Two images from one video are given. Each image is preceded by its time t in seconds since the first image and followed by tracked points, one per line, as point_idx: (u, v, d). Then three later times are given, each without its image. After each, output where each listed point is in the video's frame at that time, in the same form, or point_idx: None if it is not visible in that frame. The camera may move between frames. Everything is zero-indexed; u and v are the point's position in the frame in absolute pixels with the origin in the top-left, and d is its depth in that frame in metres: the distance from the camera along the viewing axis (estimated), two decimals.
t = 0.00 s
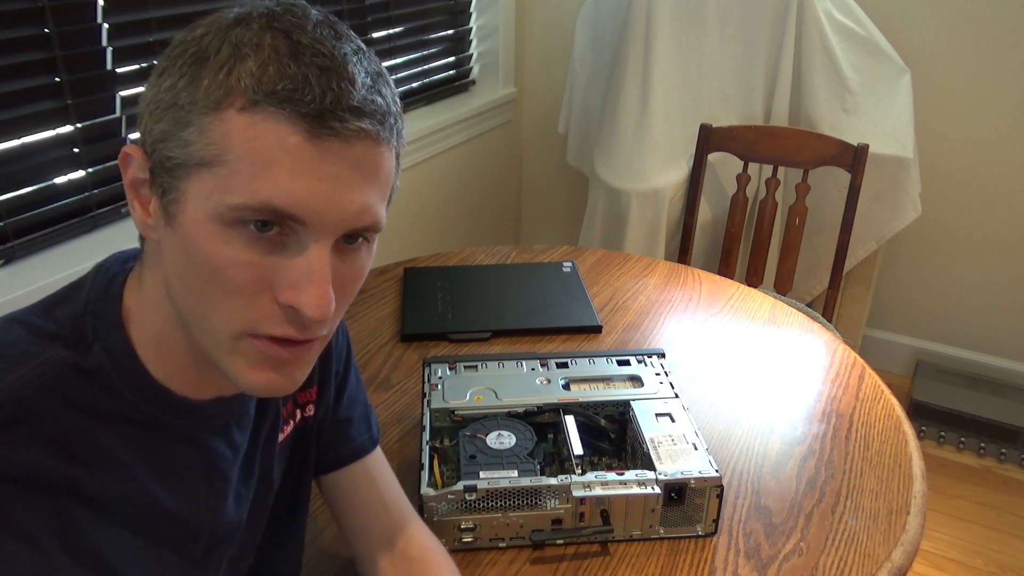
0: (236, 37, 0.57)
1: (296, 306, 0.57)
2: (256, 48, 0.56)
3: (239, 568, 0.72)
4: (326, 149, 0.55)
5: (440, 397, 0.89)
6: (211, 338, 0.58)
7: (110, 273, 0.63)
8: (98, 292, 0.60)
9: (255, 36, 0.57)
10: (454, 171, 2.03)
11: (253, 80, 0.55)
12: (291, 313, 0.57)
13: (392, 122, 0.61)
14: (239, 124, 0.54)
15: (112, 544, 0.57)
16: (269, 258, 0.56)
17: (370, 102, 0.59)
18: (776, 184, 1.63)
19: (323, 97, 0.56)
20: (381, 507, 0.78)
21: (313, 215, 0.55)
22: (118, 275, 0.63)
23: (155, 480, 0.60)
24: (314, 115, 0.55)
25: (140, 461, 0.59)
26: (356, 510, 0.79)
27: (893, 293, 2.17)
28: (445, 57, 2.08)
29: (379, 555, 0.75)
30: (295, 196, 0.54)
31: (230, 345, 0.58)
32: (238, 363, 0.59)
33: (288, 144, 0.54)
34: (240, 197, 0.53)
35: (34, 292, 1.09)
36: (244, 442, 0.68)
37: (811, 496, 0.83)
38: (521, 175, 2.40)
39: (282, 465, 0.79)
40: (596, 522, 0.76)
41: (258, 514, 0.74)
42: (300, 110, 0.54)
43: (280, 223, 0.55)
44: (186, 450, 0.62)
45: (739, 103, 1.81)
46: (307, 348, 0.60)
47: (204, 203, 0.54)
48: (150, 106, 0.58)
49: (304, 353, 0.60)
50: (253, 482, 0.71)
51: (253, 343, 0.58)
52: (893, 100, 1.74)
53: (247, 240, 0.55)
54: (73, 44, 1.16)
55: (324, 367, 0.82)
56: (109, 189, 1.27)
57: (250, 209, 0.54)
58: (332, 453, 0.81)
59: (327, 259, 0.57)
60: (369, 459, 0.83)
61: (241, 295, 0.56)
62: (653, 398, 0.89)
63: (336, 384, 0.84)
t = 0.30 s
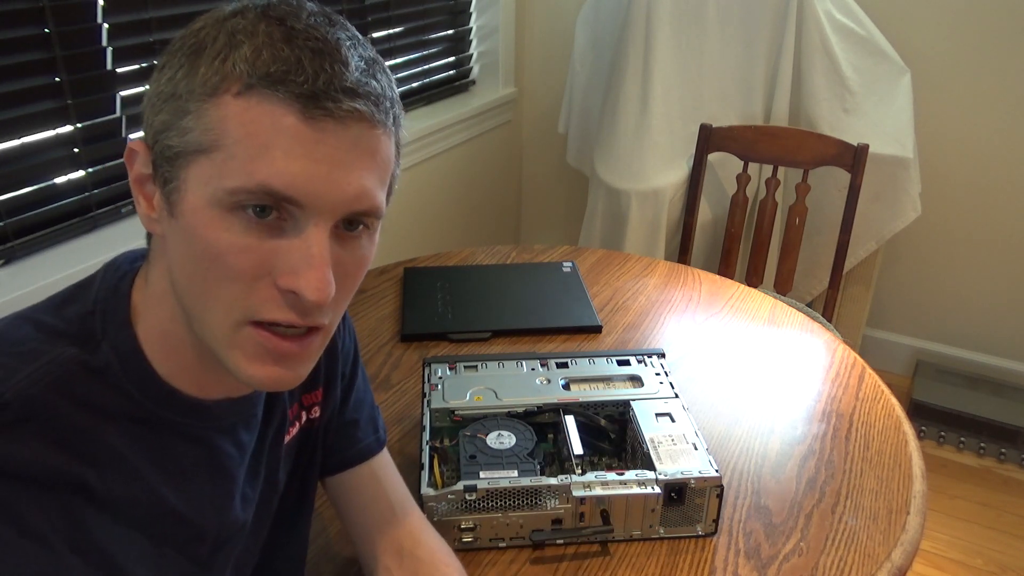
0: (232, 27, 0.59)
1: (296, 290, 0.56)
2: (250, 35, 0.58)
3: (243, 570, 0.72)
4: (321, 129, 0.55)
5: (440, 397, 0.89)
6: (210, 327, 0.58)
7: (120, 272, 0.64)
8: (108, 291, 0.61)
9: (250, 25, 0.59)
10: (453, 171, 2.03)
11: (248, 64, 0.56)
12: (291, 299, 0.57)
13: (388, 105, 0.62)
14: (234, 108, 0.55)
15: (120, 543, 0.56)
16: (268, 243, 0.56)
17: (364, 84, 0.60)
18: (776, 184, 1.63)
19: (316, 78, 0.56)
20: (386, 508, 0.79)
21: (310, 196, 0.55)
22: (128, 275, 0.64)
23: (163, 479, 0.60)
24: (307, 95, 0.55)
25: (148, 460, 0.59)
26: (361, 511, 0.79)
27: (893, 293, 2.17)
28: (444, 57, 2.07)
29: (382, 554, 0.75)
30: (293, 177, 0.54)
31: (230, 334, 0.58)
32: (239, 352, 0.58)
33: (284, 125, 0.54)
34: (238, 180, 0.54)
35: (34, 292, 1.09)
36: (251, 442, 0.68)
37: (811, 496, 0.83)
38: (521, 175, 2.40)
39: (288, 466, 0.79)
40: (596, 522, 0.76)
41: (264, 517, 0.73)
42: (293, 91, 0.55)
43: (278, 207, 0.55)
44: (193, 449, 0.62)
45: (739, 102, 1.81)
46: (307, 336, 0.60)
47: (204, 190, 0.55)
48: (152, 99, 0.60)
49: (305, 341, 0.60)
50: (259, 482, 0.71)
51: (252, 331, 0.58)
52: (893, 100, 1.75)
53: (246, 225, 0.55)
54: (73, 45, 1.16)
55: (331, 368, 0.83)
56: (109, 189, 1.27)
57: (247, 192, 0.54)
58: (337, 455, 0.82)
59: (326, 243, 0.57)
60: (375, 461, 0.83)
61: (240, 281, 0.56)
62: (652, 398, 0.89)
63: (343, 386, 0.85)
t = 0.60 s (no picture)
0: (224, 19, 0.60)
1: (274, 275, 0.56)
2: (239, 25, 0.59)
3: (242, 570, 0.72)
4: (302, 111, 0.55)
5: (440, 397, 0.89)
6: (194, 312, 0.58)
7: (119, 271, 0.64)
8: (107, 289, 0.61)
9: (240, 17, 0.60)
10: (453, 171, 2.03)
11: (234, 50, 0.57)
12: (269, 284, 0.57)
13: (376, 92, 0.61)
14: (218, 92, 0.56)
15: (115, 541, 0.57)
16: (249, 226, 0.56)
17: (348, 70, 0.60)
18: (776, 184, 1.63)
19: (297, 62, 0.57)
20: (386, 507, 0.79)
21: (289, 178, 0.55)
22: (127, 273, 0.64)
23: (160, 477, 0.60)
24: (286, 78, 0.56)
25: (146, 458, 0.59)
26: (361, 511, 0.79)
27: (893, 293, 2.17)
28: (445, 57, 2.08)
29: (381, 554, 0.75)
30: (272, 159, 0.54)
31: (211, 319, 0.58)
32: (219, 338, 0.58)
33: (264, 108, 0.55)
34: (220, 161, 0.55)
35: (34, 291, 1.09)
36: (250, 441, 0.68)
37: (811, 496, 0.83)
38: (521, 175, 2.40)
39: (288, 464, 0.79)
40: (596, 522, 0.76)
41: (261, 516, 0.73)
42: (274, 73, 0.56)
43: (259, 189, 0.56)
44: (191, 448, 0.62)
45: (739, 102, 1.81)
46: (291, 323, 0.60)
47: (189, 174, 0.56)
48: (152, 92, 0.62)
49: (288, 329, 0.60)
50: (257, 481, 0.71)
51: (234, 317, 0.58)
52: (893, 99, 1.75)
53: (229, 208, 0.56)
54: (73, 45, 1.16)
55: (332, 368, 0.83)
56: (109, 189, 1.27)
57: (228, 173, 0.55)
58: (337, 454, 0.82)
59: (307, 229, 0.57)
60: (374, 461, 0.83)
61: (221, 265, 0.56)
62: (653, 398, 0.89)
63: (343, 385, 0.85)
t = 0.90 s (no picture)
0: (223, 13, 0.61)
1: (272, 263, 0.56)
2: (238, 18, 0.60)
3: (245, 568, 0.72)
4: (298, 99, 0.56)
5: (440, 397, 0.89)
6: (194, 304, 0.58)
7: (122, 269, 0.64)
8: (109, 287, 0.61)
9: (239, 11, 0.61)
10: (454, 171, 2.03)
11: (231, 42, 0.58)
12: (268, 273, 0.56)
13: (373, 82, 0.61)
14: (216, 83, 0.56)
15: (120, 536, 0.57)
16: (247, 215, 0.56)
17: (344, 59, 0.60)
18: (776, 184, 1.63)
19: (293, 52, 0.58)
20: (388, 506, 0.79)
21: (286, 165, 0.55)
22: (131, 271, 0.64)
23: (164, 473, 0.60)
24: (282, 67, 0.56)
25: (150, 453, 0.59)
26: (362, 510, 0.79)
27: (893, 293, 2.17)
28: (445, 57, 2.08)
29: (383, 553, 0.75)
30: (268, 146, 0.55)
31: (211, 311, 0.57)
32: (219, 330, 0.58)
33: (261, 96, 0.55)
34: (218, 150, 0.55)
35: (35, 291, 1.09)
36: (253, 439, 0.68)
37: (811, 496, 0.83)
38: (521, 176, 2.40)
39: (291, 462, 0.79)
40: (596, 522, 0.76)
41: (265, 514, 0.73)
42: (270, 62, 0.56)
43: (257, 177, 0.56)
44: (195, 444, 0.62)
45: (739, 102, 1.81)
46: (290, 314, 0.59)
47: (189, 165, 0.56)
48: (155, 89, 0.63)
49: (287, 320, 0.59)
50: (260, 478, 0.71)
51: (235, 308, 0.57)
52: (893, 99, 1.75)
53: (227, 197, 0.56)
54: (73, 45, 1.16)
55: (335, 367, 0.83)
56: (109, 189, 1.27)
57: (226, 161, 0.55)
58: (340, 453, 0.82)
59: (305, 217, 0.57)
60: (376, 460, 0.83)
61: (220, 255, 0.56)
62: (653, 398, 0.89)
63: (345, 385, 0.85)
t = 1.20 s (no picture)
0: (248, 13, 0.61)
1: (294, 258, 0.56)
2: (263, 18, 0.60)
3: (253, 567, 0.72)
4: (322, 95, 0.56)
5: (440, 397, 0.89)
6: (216, 301, 0.58)
7: (139, 269, 0.64)
8: (128, 288, 0.61)
9: (264, 11, 0.61)
10: (453, 171, 2.03)
11: (257, 40, 0.58)
12: (290, 267, 0.57)
13: (395, 80, 0.62)
14: (241, 79, 0.56)
15: (141, 536, 0.57)
16: (270, 210, 0.56)
17: (367, 58, 0.60)
18: (775, 184, 1.62)
19: (318, 49, 0.58)
20: (394, 504, 0.79)
21: (309, 160, 0.55)
22: (149, 271, 0.64)
23: (185, 472, 0.60)
24: (307, 63, 0.56)
25: (171, 453, 0.59)
26: (367, 508, 0.79)
27: (893, 293, 2.17)
28: (445, 57, 2.08)
29: (387, 552, 0.75)
30: (292, 141, 0.55)
31: (233, 307, 0.58)
32: (241, 325, 0.58)
33: (286, 92, 0.55)
34: (243, 145, 0.55)
35: (34, 292, 1.09)
36: (269, 438, 0.68)
37: (811, 496, 0.83)
38: (521, 176, 2.40)
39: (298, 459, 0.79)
40: (596, 522, 0.76)
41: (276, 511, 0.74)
42: (295, 59, 0.57)
43: (281, 173, 0.56)
44: (214, 443, 0.62)
45: (739, 102, 1.81)
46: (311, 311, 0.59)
47: (213, 161, 0.57)
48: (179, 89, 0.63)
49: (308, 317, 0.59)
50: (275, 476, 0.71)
51: (257, 303, 0.58)
52: (894, 99, 1.75)
53: (251, 192, 0.56)
54: (73, 45, 1.16)
55: (342, 364, 0.82)
56: (109, 189, 1.27)
57: (250, 156, 0.55)
58: (346, 450, 0.82)
59: (327, 213, 0.57)
60: (382, 457, 0.83)
61: (243, 250, 0.56)
62: (652, 399, 0.89)
63: (353, 383, 0.85)
